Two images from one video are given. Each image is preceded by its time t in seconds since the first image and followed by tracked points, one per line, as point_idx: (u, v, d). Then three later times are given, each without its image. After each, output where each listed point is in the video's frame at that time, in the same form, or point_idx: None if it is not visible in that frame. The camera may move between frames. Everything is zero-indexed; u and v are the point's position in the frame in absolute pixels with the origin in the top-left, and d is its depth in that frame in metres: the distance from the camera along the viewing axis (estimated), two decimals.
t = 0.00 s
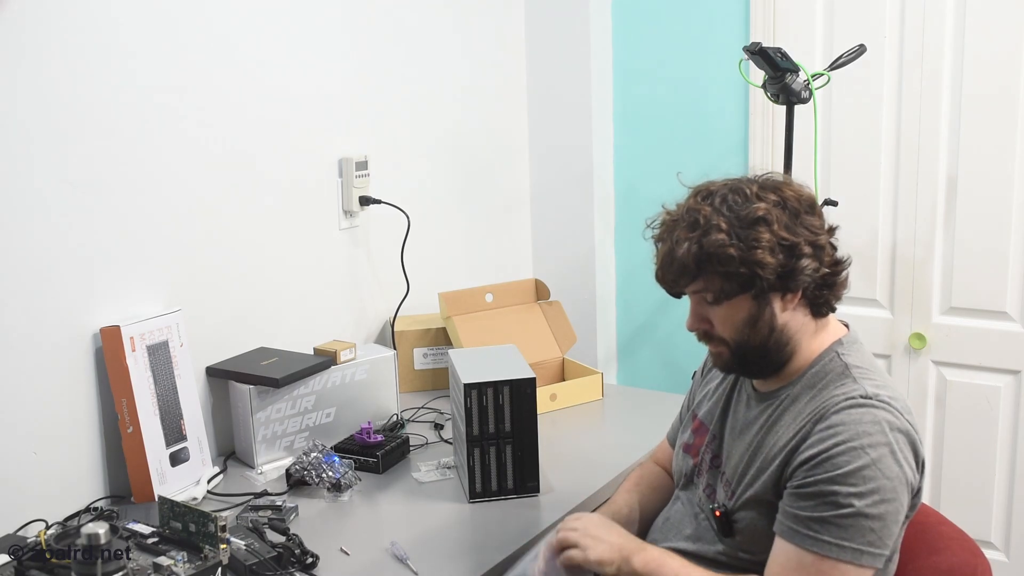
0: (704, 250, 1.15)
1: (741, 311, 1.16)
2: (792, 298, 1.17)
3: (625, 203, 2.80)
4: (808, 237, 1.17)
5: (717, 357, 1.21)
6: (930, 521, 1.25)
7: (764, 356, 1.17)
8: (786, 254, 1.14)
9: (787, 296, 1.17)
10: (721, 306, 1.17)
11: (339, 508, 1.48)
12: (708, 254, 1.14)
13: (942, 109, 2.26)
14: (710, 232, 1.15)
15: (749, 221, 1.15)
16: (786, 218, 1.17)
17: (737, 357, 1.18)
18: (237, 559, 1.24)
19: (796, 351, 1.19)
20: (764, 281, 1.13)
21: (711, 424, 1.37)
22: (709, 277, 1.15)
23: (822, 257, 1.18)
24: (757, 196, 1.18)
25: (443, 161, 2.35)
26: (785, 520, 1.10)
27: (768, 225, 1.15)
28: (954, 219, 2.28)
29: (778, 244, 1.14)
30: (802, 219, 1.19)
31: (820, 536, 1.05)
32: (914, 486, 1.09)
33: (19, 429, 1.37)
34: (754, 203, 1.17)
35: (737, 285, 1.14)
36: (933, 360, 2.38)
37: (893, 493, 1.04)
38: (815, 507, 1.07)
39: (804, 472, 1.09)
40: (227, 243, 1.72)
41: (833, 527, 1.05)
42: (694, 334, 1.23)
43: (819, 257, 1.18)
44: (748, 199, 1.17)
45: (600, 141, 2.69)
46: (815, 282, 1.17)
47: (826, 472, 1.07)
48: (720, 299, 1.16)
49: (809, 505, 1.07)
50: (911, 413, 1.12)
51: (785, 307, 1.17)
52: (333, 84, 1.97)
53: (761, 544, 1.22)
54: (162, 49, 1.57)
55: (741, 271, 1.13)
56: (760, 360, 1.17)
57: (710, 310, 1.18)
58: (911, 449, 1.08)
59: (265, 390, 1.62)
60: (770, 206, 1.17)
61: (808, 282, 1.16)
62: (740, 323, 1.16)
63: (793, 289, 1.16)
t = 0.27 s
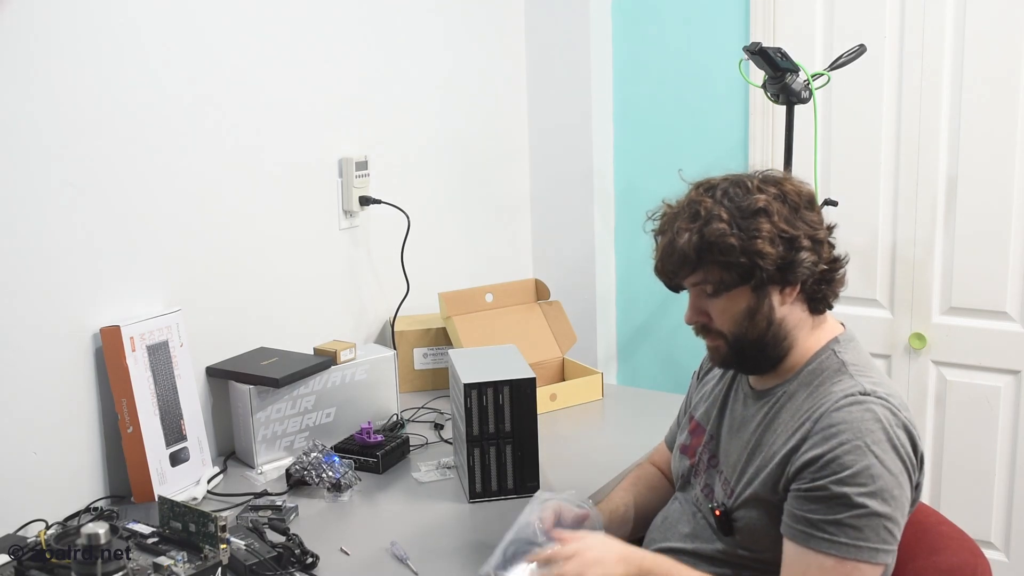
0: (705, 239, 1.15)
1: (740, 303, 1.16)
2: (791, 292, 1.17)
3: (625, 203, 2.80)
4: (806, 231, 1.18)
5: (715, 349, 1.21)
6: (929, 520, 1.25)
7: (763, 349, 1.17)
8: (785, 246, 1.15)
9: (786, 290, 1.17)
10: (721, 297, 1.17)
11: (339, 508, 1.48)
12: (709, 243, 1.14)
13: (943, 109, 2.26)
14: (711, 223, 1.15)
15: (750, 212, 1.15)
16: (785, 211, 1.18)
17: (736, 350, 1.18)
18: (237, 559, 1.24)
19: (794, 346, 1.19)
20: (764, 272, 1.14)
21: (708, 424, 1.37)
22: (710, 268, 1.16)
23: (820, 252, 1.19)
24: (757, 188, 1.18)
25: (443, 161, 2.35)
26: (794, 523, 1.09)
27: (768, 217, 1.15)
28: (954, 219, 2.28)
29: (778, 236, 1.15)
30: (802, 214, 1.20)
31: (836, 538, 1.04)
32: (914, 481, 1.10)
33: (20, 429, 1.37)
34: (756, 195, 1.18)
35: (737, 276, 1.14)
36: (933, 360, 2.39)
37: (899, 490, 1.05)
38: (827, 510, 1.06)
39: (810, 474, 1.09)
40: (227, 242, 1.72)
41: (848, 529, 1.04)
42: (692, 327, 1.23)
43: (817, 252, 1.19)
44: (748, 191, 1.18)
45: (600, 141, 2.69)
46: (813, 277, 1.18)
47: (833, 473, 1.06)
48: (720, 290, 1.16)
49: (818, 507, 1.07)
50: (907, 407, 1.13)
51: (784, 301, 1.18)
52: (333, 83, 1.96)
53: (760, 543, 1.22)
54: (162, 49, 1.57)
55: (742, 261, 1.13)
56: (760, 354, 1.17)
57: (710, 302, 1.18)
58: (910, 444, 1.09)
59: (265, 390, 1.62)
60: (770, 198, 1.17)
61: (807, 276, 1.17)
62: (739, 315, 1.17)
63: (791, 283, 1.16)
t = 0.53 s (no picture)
0: (709, 233, 1.15)
1: (741, 297, 1.16)
2: (793, 288, 1.17)
3: (625, 203, 2.80)
4: (810, 228, 1.18)
5: (715, 345, 1.21)
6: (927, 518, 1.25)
7: (763, 345, 1.17)
8: (788, 242, 1.15)
9: (787, 286, 1.17)
10: (723, 292, 1.17)
11: (340, 508, 1.48)
12: (712, 236, 1.15)
13: (943, 108, 2.26)
14: (715, 217, 1.15)
15: (754, 206, 1.16)
16: (789, 207, 1.18)
17: (736, 347, 1.18)
18: (237, 559, 1.24)
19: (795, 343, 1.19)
20: (766, 266, 1.14)
21: (707, 423, 1.37)
22: (714, 262, 1.15)
23: (823, 250, 1.19)
24: (762, 183, 1.19)
25: (442, 161, 2.35)
26: (790, 523, 1.09)
27: (772, 212, 1.16)
28: (954, 219, 2.28)
29: (782, 232, 1.15)
30: (806, 212, 1.20)
31: (831, 537, 1.05)
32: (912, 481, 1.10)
33: (19, 429, 1.37)
34: (760, 190, 1.18)
35: (739, 270, 1.14)
36: (933, 360, 2.38)
37: (896, 489, 1.04)
38: (822, 509, 1.06)
39: (805, 473, 1.09)
40: (227, 242, 1.72)
41: (843, 528, 1.04)
42: (693, 322, 1.23)
43: (820, 249, 1.19)
44: (753, 186, 1.18)
45: (600, 141, 2.69)
46: (816, 274, 1.18)
47: (828, 472, 1.06)
48: (722, 285, 1.16)
49: (815, 507, 1.07)
50: (905, 406, 1.12)
51: (785, 297, 1.18)
52: (333, 83, 1.96)
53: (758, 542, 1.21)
54: (162, 49, 1.57)
55: (744, 255, 1.13)
56: (760, 350, 1.17)
57: (711, 297, 1.18)
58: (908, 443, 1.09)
59: (265, 390, 1.62)
60: (774, 193, 1.18)
61: (809, 273, 1.17)
62: (740, 310, 1.17)
63: (793, 279, 1.16)
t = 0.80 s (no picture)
0: (726, 231, 1.15)
1: (744, 297, 1.17)
2: (798, 298, 1.18)
3: (625, 203, 2.80)
4: (827, 242, 1.17)
5: (710, 336, 1.23)
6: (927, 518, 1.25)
7: (758, 347, 1.18)
8: (802, 253, 1.15)
9: (793, 296, 1.17)
10: (727, 288, 1.18)
11: (340, 508, 1.48)
12: (728, 233, 1.15)
13: (943, 109, 2.26)
14: (733, 215, 1.15)
15: (775, 212, 1.15)
16: (809, 217, 1.17)
17: (731, 342, 1.20)
18: (237, 559, 1.24)
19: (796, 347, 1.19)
20: (774, 272, 1.14)
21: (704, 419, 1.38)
22: (723, 259, 1.16)
23: (837, 264, 1.18)
24: (788, 189, 1.18)
25: (442, 161, 2.35)
26: (791, 532, 1.08)
27: (792, 221, 1.15)
28: (954, 219, 2.28)
29: (799, 242, 1.15)
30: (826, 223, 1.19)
31: (831, 546, 1.04)
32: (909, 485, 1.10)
33: (19, 429, 1.37)
34: (784, 196, 1.17)
35: (747, 271, 1.15)
36: (933, 360, 2.39)
37: (893, 494, 1.04)
38: (821, 517, 1.05)
39: (801, 481, 1.08)
40: (227, 243, 1.72)
41: (844, 536, 1.03)
42: (693, 310, 1.24)
43: (834, 265, 1.18)
44: (779, 190, 1.17)
45: (600, 141, 2.69)
46: (823, 289, 1.17)
47: (824, 480, 1.06)
48: (728, 281, 1.17)
49: (813, 515, 1.06)
50: (899, 408, 1.13)
51: (789, 305, 1.18)
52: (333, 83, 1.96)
53: (753, 540, 1.21)
54: (162, 49, 1.57)
55: (755, 258, 1.14)
56: (756, 350, 1.18)
57: (715, 290, 1.19)
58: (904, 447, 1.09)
59: (265, 390, 1.62)
60: (798, 202, 1.17)
61: (817, 286, 1.17)
62: (740, 308, 1.18)
63: (800, 289, 1.16)
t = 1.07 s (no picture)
0: (735, 258, 1.13)
1: (745, 322, 1.16)
2: (801, 328, 1.16)
3: (625, 203, 2.80)
4: (837, 275, 1.15)
5: (704, 348, 1.23)
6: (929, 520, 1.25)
7: (753, 367, 1.18)
8: (811, 288, 1.13)
9: (795, 325, 1.16)
10: (727, 310, 1.17)
11: (340, 508, 1.48)
12: (736, 261, 1.13)
13: (943, 109, 2.26)
14: (745, 242, 1.13)
15: (789, 245, 1.12)
16: (824, 250, 1.14)
17: (725, 358, 1.20)
18: (237, 559, 1.24)
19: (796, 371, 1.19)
20: (778, 301, 1.13)
21: (702, 429, 1.37)
22: (728, 283, 1.15)
23: (845, 297, 1.16)
24: (806, 220, 1.14)
25: (442, 161, 2.35)
26: (808, 550, 1.09)
27: (805, 256, 1.13)
28: (954, 219, 2.28)
29: (809, 276, 1.13)
30: (840, 255, 1.15)
31: (853, 563, 1.04)
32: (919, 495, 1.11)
33: (19, 429, 1.37)
34: (802, 228, 1.14)
35: (751, 300, 1.14)
36: (934, 360, 2.39)
37: (907, 508, 1.05)
38: (839, 535, 1.05)
39: (815, 498, 1.09)
40: (227, 243, 1.72)
41: (865, 554, 1.03)
42: (690, 320, 1.24)
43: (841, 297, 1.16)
44: (797, 221, 1.13)
45: (600, 141, 2.69)
46: (828, 322, 1.16)
47: (840, 497, 1.06)
48: (728, 304, 1.16)
49: (831, 532, 1.06)
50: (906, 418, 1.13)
51: (791, 334, 1.17)
52: (332, 83, 1.96)
53: (758, 554, 1.21)
54: (162, 49, 1.57)
55: (761, 289, 1.13)
56: (750, 369, 1.19)
57: (716, 309, 1.19)
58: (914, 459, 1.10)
59: (264, 390, 1.62)
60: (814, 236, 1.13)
61: (822, 319, 1.15)
62: (739, 330, 1.17)
63: (803, 320, 1.15)
